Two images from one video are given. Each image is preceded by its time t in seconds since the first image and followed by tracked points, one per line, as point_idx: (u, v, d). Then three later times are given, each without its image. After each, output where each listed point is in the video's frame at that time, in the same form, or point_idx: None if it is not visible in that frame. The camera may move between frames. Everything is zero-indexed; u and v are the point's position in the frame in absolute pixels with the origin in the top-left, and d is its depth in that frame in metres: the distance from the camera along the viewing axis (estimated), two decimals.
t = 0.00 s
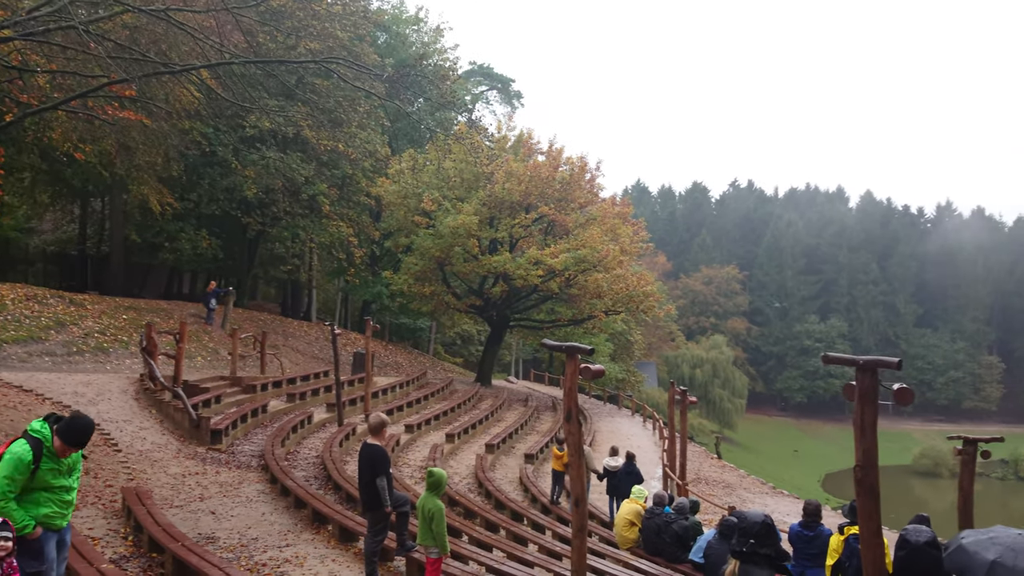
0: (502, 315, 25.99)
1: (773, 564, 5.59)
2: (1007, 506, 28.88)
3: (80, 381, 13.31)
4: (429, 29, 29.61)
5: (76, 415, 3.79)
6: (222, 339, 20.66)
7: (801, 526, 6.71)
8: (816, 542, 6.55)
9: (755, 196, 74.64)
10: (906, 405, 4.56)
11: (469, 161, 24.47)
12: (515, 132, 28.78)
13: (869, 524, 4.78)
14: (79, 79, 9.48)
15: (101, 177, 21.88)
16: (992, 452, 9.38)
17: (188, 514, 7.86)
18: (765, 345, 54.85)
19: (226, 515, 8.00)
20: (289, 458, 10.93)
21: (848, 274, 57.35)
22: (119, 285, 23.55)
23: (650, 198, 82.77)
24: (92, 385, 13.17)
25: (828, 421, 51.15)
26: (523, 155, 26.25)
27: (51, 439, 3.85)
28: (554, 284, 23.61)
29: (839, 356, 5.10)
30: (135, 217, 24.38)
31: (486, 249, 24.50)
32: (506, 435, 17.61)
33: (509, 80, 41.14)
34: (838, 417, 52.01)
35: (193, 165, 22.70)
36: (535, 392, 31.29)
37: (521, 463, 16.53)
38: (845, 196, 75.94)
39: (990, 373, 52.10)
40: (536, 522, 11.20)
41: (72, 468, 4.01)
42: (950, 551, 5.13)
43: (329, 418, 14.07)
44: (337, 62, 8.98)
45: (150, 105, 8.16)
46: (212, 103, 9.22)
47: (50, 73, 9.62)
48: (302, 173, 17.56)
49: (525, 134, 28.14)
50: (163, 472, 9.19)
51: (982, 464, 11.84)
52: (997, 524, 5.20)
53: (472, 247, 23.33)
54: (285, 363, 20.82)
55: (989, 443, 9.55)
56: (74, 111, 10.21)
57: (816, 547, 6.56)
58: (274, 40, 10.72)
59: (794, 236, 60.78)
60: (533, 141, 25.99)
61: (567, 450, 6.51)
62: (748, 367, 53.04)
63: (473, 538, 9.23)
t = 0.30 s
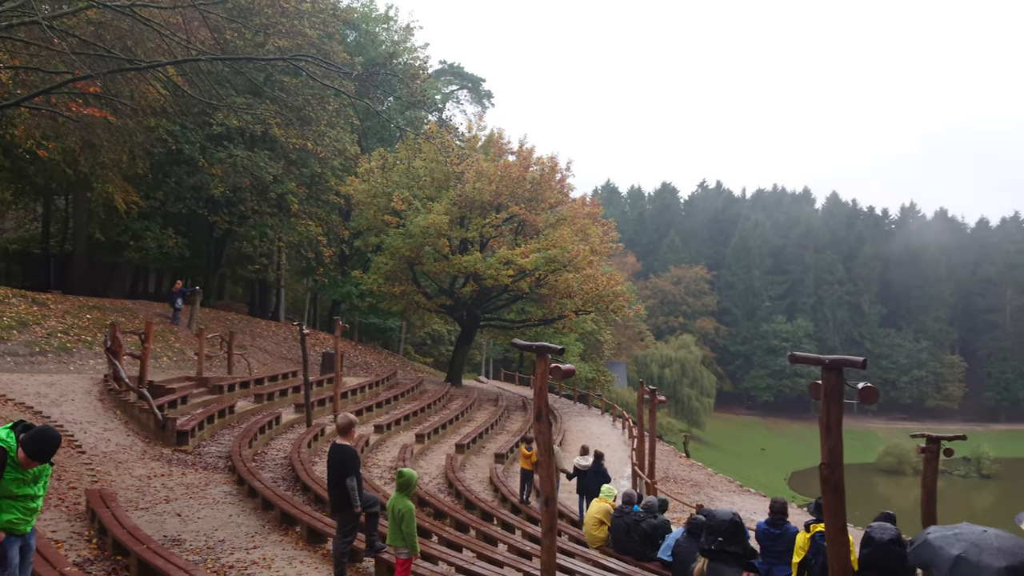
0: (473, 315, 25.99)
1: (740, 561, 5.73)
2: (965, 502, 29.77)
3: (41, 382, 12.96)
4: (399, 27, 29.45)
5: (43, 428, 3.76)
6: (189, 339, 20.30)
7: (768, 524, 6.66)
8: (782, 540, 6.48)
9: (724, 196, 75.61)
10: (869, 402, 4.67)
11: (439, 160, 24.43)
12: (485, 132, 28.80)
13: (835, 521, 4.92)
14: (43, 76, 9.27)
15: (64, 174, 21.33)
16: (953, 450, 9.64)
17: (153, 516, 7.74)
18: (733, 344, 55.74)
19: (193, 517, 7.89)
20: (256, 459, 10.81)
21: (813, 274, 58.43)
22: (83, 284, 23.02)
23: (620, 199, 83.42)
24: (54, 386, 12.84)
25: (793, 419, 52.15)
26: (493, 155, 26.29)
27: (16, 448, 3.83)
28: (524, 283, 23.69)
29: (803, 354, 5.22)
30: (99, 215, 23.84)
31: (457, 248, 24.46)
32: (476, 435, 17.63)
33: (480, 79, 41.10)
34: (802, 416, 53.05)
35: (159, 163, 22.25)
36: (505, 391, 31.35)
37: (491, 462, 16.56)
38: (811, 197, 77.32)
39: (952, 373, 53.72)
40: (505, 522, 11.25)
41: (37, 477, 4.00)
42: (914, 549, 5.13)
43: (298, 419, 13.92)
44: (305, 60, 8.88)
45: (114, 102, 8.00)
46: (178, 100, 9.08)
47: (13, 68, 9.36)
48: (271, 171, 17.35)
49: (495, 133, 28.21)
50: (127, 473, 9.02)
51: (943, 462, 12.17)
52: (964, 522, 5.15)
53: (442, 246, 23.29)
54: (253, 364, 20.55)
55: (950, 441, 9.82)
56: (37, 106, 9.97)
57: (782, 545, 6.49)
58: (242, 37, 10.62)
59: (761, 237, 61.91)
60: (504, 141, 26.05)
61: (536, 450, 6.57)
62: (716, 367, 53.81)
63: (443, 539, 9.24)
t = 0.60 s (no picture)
0: (439, 314, 25.94)
1: (705, 557, 5.86)
2: (921, 498, 30.68)
3: None
4: (365, 25, 29.20)
5: None
6: (150, 339, 19.87)
7: (731, 522, 6.56)
8: (746, 537, 6.37)
9: (688, 197, 76.65)
10: (831, 401, 4.92)
11: (405, 159, 24.33)
12: (451, 130, 28.75)
13: (798, 518, 5.09)
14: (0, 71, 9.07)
15: (19, 170, 20.69)
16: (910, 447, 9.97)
17: (113, 518, 7.59)
18: (697, 343, 56.61)
19: (154, 519, 7.76)
20: (219, 460, 10.66)
21: (775, 274, 59.57)
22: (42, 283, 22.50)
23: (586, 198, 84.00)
24: (10, 386, 12.45)
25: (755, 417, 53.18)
26: (460, 153, 26.26)
27: None
28: (491, 283, 23.73)
29: (767, 354, 5.39)
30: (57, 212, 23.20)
31: (423, 247, 24.38)
32: (442, 434, 17.63)
33: (446, 78, 41.00)
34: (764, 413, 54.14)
35: (119, 159, 21.82)
36: (472, 391, 31.36)
37: (457, 462, 16.58)
38: (774, 198, 78.79)
39: (911, 371, 55.32)
40: (471, 521, 11.29)
41: None
42: (881, 541, 5.44)
43: (262, 420, 13.75)
44: (269, 57, 8.78)
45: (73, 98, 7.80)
46: (140, 96, 8.91)
47: None
48: (234, 168, 17.08)
49: (462, 132, 28.22)
50: (87, 475, 8.81)
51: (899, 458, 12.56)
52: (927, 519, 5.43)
53: (409, 245, 23.20)
54: (216, 364, 20.22)
55: (907, 439, 10.16)
56: None
57: (747, 543, 6.37)
58: (203, 33, 10.46)
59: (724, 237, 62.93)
60: (470, 140, 26.05)
61: (502, 449, 6.64)
62: (681, 366, 54.58)
63: (408, 539, 9.25)
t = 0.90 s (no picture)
0: (398, 314, 25.82)
1: (660, 557, 5.86)
2: (871, 496, 31.70)
3: None
4: (322, 23, 28.86)
5: None
6: (101, 340, 19.29)
7: (686, 520, 6.46)
8: (701, 535, 6.30)
9: (645, 198, 77.80)
10: (782, 400, 5.13)
11: (363, 159, 24.15)
12: (410, 130, 28.62)
13: (751, 514, 5.31)
14: None
15: None
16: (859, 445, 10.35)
17: (62, 523, 7.41)
18: (653, 343, 57.54)
19: (105, 523, 7.58)
20: (172, 463, 10.45)
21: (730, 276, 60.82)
22: None
23: (545, 199, 84.50)
24: None
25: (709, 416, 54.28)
26: (419, 153, 26.21)
27: None
28: (450, 283, 23.74)
29: (723, 353, 5.56)
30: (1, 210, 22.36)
31: (382, 248, 24.23)
32: (400, 436, 17.58)
33: (405, 77, 40.73)
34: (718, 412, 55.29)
35: (69, 156, 21.36)
36: (431, 392, 31.27)
37: (415, 463, 16.56)
38: (729, 201, 80.45)
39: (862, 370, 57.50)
40: (429, 523, 11.31)
41: None
42: (833, 536, 5.91)
43: (216, 422, 13.50)
44: (223, 54, 8.61)
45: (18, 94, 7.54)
46: (91, 92, 8.70)
47: None
48: (188, 167, 16.71)
49: (420, 132, 28.15)
50: (34, 479, 8.55)
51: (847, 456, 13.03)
52: (876, 515, 5.94)
53: (366, 245, 23.02)
54: (170, 365, 19.76)
55: (856, 437, 10.53)
56: None
57: (702, 541, 6.31)
58: (156, 28, 10.28)
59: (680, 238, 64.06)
60: (429, 140, 26.01)
61: (460, 449, 6.69)
62: (638, 365, 55.37)
63: (366, 541, 9.23)
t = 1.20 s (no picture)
0: (351, 313, 25.59)
1: (613, 554, 5.60)
2: (818, 493, 32.72)
3: None
4: (274, 17, 28.34)
5: None
6: (43, 339, 18.56)
7: (638, 517, 6.12)
8: (653, 531, 5.99)
9: (599, 198, 78.67)
10: (732, 397, 5.33)
11: (315, 156, 23.83)
12: (363, 127, 28.36)
13: (703, 510, 5.49)
14: None
15: None
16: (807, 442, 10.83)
17: (3, 527, 7.21)
18: (607, 342, 58.29)
19: (47, 527, 7.39)
20: (119, 465, 10.20)
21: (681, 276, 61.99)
22: None
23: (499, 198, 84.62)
24: None
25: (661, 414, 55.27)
26: (373, 151, 26.03)
27: None
28: (405, 282, 23.65)
29: (675, 351, 5.77)
30: None
31: (334, 245, 24.01)
32: (353, 436, 17.45)
33: (358, 74, 40.27)
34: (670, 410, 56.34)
35: (10, 151, 20.26)
36: (384, 391, 31.05)
37: (368, 463, 16.47)
38: (680, 201, 81.94)
39: (811, 368, 59.74)
40: (383, 523, 11.28)
41: None
42: (783, 532, 5.78)
43: (164, 423, 13.20)
44: (172, 48, 8.44)
45: None
46: (34, 85, 8.40)
47: None
48: (136, 162, 16.24)
49: (374, 129, 27.94)
50: None
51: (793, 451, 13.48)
52: (828, 512, 5.79)
53: (319, 243, 22.70)
54: (116, 365, 19.17)
55: (804, 433, 10.95)
56: None
57: (654, 536, 5.99)
58: (103, 21, 9.99)
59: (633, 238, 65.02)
60: (383, 137, 25.85)
61: (415, 449, 6.75)
62: (592, 364, 56.06)
63: (318, 542, 9.20)
